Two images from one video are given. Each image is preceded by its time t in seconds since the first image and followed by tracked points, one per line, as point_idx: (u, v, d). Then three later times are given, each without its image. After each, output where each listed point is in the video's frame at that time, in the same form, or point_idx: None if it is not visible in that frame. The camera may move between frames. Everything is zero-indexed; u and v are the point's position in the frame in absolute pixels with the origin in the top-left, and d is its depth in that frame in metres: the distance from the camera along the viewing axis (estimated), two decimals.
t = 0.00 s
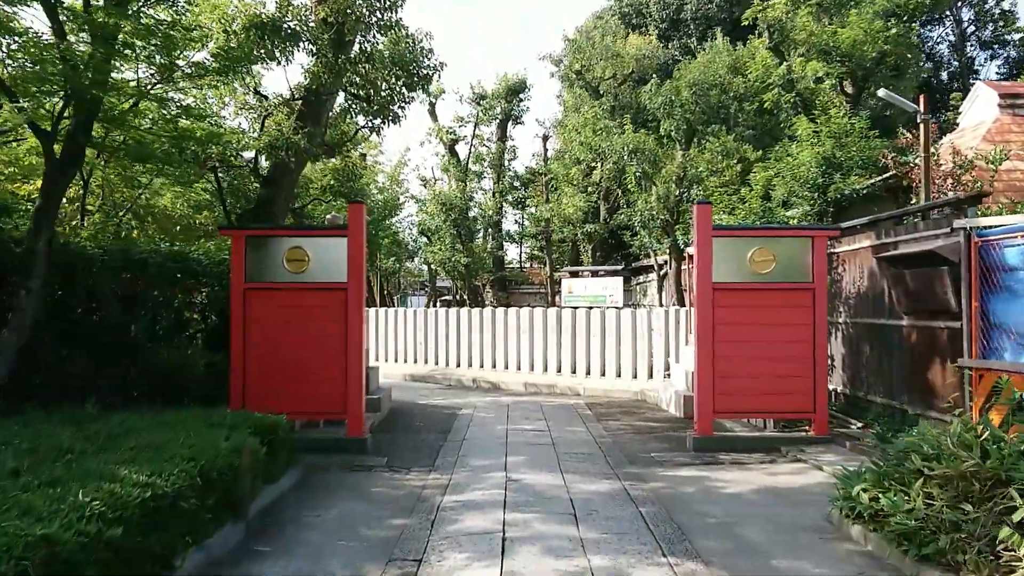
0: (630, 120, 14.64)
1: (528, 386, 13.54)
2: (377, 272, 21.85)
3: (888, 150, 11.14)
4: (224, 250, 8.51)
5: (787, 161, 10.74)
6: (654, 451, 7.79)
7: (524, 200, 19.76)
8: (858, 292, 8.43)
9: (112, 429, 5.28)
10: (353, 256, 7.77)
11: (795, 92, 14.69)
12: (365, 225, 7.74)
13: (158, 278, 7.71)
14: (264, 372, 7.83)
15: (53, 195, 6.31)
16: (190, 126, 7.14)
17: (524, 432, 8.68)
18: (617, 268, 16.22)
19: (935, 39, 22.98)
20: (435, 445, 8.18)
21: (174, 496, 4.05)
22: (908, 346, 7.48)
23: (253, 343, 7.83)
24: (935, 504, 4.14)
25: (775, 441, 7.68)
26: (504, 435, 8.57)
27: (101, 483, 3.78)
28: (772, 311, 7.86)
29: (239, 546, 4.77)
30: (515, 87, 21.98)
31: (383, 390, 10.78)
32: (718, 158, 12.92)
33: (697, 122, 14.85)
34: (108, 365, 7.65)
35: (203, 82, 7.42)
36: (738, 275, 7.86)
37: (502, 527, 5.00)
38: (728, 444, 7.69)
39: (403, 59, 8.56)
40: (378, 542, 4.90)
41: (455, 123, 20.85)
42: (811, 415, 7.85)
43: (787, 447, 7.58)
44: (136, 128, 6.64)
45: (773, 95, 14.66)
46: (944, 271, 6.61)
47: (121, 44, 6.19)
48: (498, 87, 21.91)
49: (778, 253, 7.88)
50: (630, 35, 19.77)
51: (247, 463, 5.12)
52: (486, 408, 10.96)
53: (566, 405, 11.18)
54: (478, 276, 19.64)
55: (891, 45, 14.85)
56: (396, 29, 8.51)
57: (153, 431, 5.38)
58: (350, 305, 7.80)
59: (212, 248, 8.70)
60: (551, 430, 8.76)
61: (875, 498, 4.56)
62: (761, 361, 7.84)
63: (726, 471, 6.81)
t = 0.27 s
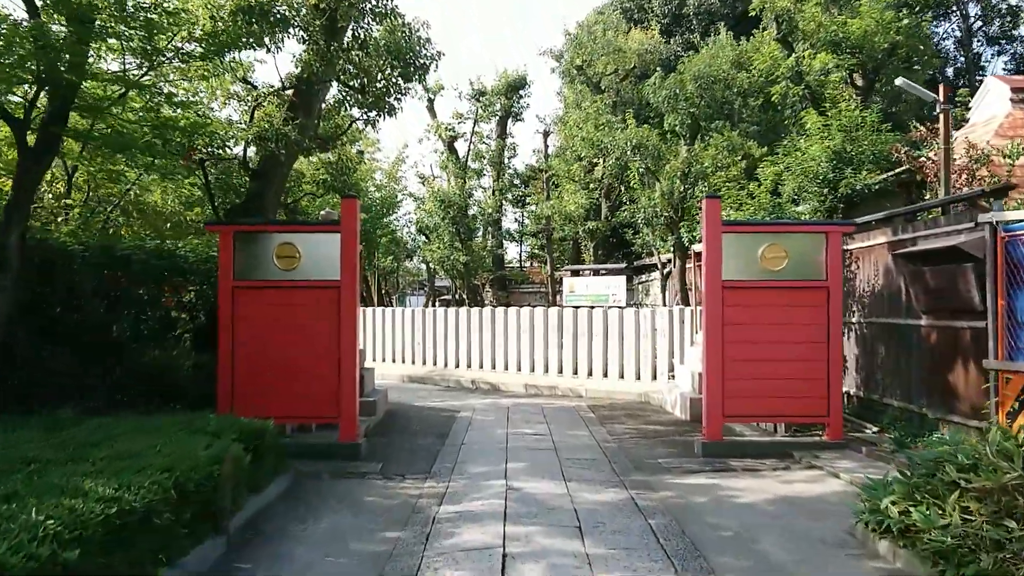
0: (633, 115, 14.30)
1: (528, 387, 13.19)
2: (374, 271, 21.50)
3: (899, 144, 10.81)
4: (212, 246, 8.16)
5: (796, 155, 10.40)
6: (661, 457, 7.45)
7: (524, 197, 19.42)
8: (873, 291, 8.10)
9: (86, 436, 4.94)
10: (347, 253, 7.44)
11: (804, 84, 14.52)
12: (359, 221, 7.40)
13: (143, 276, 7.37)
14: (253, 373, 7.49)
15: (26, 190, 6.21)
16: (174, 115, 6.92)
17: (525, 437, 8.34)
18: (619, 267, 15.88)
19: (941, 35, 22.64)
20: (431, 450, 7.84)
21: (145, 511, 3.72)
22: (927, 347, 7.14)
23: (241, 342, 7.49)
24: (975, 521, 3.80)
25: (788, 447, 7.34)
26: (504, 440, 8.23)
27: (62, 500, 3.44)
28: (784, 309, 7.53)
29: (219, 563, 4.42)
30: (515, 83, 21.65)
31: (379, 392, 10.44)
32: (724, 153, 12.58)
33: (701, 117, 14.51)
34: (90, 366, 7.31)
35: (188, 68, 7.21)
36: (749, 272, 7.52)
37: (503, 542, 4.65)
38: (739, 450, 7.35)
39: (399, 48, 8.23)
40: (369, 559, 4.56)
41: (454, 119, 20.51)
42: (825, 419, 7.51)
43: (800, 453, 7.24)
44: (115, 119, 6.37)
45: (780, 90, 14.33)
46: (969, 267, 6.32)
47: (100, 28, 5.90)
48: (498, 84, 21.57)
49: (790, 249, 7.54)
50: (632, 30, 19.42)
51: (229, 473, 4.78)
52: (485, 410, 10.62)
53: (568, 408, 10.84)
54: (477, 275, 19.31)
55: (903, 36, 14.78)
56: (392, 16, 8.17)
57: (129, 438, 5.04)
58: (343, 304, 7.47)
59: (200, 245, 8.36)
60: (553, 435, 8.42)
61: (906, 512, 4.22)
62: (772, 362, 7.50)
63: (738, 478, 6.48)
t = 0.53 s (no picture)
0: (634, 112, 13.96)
1: (529, 390, 12.86)
2: (372, 271, 21.17)
3: (912, 140, 10.47)
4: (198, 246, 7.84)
5: (805, 151, 10.07)
6: (668, 466, 7.13)
7: (524, 196, 19.08)
8: (888, 292, 7.78)
9: (54, 448, 4.61)
10: (338, 252, 7.12)
11: (813, 78, 14.41)
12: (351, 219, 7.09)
13: (125, 276, 7.04)
14: (241, 377, 7.17)
15: None
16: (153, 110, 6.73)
17: (526, 444, 8.01)
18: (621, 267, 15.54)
19: (947, 32, 22.29)
20: (428, 458, 7.51)
21: (108, 535, 3.40)
22: (946, 350, 6.82)
23: (228, 345, 7.18)
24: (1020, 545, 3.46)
25: (800, 455, 7.02)
26: (504, 447, 7.90)
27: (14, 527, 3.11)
28: (796, 311, 7.19)
29: None
30: (515, 80, 21.32)
31: (374, 396, 10.10)
32: (729, 151, 12.25)
33: (706, 114, 14.17)
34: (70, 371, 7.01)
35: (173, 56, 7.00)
36: (759, 272, 7.19)
37: (503, 563, 4.32)
38: (749, 458, 7.03)
39: (394, 39, 7.92)
40: None
41: (452, 117, 20.18)
42: (839, 426, 7.18)
43: (813, 462, 6.92)
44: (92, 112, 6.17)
45: (786, 86, 13.96)
46: (993, 267, 5.97)
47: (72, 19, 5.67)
48: (497, 81, 21.24)
49: (802, 248, 7.20)
50: (634, 27, 19.08)
51: (208, 488, 4.45)
52: (484, 415, 10.29)
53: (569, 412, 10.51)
54: (477, 275, 18.98)
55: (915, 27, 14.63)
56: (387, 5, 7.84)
57: (101, 451, 4.71)
58: (335, 306, 7.15)
59: (186, 244, 8.03)
60: (554, 442, 8.09)
61: (940, 533, 3.89)
62: (785, 366, 7.17)
63: (751, 489, 6.15)
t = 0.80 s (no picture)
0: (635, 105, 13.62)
1: (526, 392, 12.53)
2: (369, 270, 20.82)
3: (923, 134, 10.14)
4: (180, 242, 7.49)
5: (813, 144, 9.73)
6: (672, 473, 6.79)
7: (523, 194, 18.75)
8: (902, 290, 7.43)
9: (10, 460, 4.26)
10: (325, 249, 6.77)
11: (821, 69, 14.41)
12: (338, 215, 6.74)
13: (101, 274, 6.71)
14: (223, 380, 6.82)
15: None
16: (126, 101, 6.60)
17: (523, 449, 7.67)
18: (622, 265, 15.21)
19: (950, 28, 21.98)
20: (420, 464, 7.16)
21: (54, 559, 3.05)
22: (965, 352, 6.47)
23: (210, 345, 6.83)
24: None
25: (811, 462, 6.68)
26: (500, 453, 7.56)
27: None
28: (806, 311, 6.85)
29: None
30: (513, 76, 21.00)
31: (367, 399, 9.75)
32: (733, 145, 11.90)
33: (709, 108, 13.82)
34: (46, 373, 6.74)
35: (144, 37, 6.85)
36: (767, 269, 6.85)
37: None
38: (758, 466, 6.68)
39: (385, 27, 7.61)
40: None
41: (450, 113, 19.85)
42: (851, 432, 6.83)
43: (825, 469, 6.58)
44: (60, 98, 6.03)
45: (793, 79, 13.82)
46: (1017, 263, 5.62)
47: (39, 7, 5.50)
48: (495, 77, 20.92)
49: (812, 245, 6.86)
50: (635, 21, 18.75)
51: (176, 503, 4.11)
52: (481, 418, 9.95)
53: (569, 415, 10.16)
54: (474, 274, 18.64)
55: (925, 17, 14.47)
56: None
57: (63, 461, 4.37)
58: (321, 306, 6.80)
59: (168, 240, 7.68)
60: (553, 447, 7.75)
61: (975, 553, 3.55)
62: (795, 368, 6.83)
63: (760, 499, 5.81)
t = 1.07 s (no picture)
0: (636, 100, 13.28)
1: (526, 395, 12.21)
2: (365, 270, 20.48)
3: (937, 130, 9.81)
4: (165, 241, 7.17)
5: (823, 140, 9.41)
6: (678, 483, 6.47)
7: (523, 193, 18.43)
8: (919, 291, 7.10)
9: None
10: (314, 248, 6.45)
11: (830, 64, 14.07)
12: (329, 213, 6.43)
13: (80, 275, 6.39)
14: (208, 385, 6.51)
15: None
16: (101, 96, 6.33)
17: (522, 458, 7.33)
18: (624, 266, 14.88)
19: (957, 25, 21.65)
20: (415, 474, 6.84)
21: None
22: (987, 357, 6.15)
23: (194, 347, 6.52)
24: None
25: (825, 472, 6.36)
26: (498, 461, 7.23)
27: None
28: (820, 313, 6.52)
29: None
30: (513, 73, 20.68)
31: (360, 403, 9.42)
32: (739, 143, 11.56)
33: (713, 104, 13.49)
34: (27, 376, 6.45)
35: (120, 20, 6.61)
36: (779, 269, 6.53)
37: None
38: (768, 475, 6.36)
39: (379, 17, 7.25)
40: None
41: (448, 110, 19.53)
42: (867, 441, 6.50)
43: (840, 480, 6.26)
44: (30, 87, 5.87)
45: (800, 74, 13.44)
46: None
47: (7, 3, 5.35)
48: (494, 74, 20.60)
49: (826, 244, 6.53)
50: (637, 17, 18.43)
51: (146, 522, 3.79)
52: (478, 423, 9.62)
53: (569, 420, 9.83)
54: (473, 274, 18.30)
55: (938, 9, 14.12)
56: None
57: (26, 476, 4.06)
58: (311, 308, 6.47)
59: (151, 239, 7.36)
60: (553, 456, 7.42)
61: None
62: (807, 373, 6.51)
63: (773, 512, 5.49)
